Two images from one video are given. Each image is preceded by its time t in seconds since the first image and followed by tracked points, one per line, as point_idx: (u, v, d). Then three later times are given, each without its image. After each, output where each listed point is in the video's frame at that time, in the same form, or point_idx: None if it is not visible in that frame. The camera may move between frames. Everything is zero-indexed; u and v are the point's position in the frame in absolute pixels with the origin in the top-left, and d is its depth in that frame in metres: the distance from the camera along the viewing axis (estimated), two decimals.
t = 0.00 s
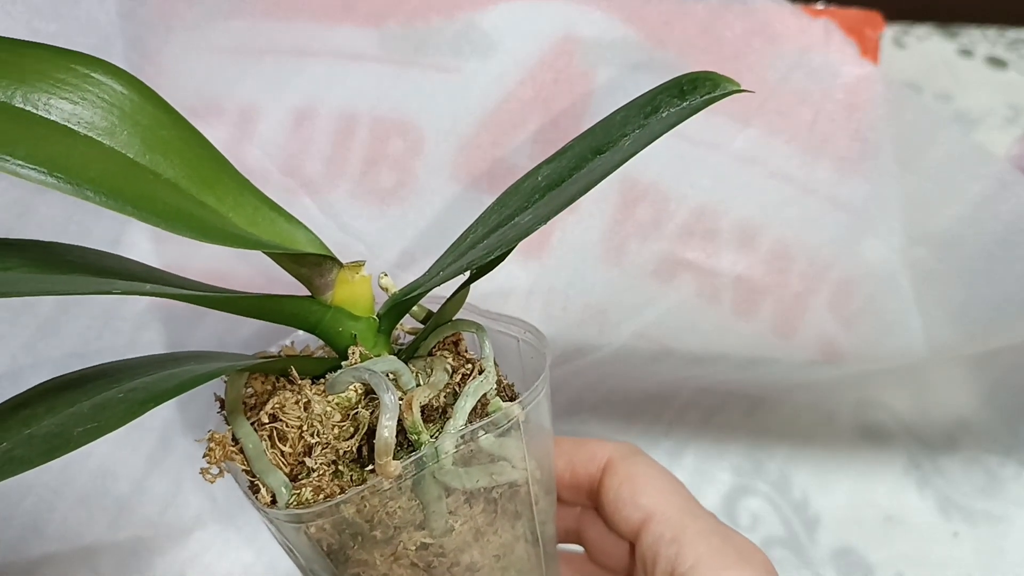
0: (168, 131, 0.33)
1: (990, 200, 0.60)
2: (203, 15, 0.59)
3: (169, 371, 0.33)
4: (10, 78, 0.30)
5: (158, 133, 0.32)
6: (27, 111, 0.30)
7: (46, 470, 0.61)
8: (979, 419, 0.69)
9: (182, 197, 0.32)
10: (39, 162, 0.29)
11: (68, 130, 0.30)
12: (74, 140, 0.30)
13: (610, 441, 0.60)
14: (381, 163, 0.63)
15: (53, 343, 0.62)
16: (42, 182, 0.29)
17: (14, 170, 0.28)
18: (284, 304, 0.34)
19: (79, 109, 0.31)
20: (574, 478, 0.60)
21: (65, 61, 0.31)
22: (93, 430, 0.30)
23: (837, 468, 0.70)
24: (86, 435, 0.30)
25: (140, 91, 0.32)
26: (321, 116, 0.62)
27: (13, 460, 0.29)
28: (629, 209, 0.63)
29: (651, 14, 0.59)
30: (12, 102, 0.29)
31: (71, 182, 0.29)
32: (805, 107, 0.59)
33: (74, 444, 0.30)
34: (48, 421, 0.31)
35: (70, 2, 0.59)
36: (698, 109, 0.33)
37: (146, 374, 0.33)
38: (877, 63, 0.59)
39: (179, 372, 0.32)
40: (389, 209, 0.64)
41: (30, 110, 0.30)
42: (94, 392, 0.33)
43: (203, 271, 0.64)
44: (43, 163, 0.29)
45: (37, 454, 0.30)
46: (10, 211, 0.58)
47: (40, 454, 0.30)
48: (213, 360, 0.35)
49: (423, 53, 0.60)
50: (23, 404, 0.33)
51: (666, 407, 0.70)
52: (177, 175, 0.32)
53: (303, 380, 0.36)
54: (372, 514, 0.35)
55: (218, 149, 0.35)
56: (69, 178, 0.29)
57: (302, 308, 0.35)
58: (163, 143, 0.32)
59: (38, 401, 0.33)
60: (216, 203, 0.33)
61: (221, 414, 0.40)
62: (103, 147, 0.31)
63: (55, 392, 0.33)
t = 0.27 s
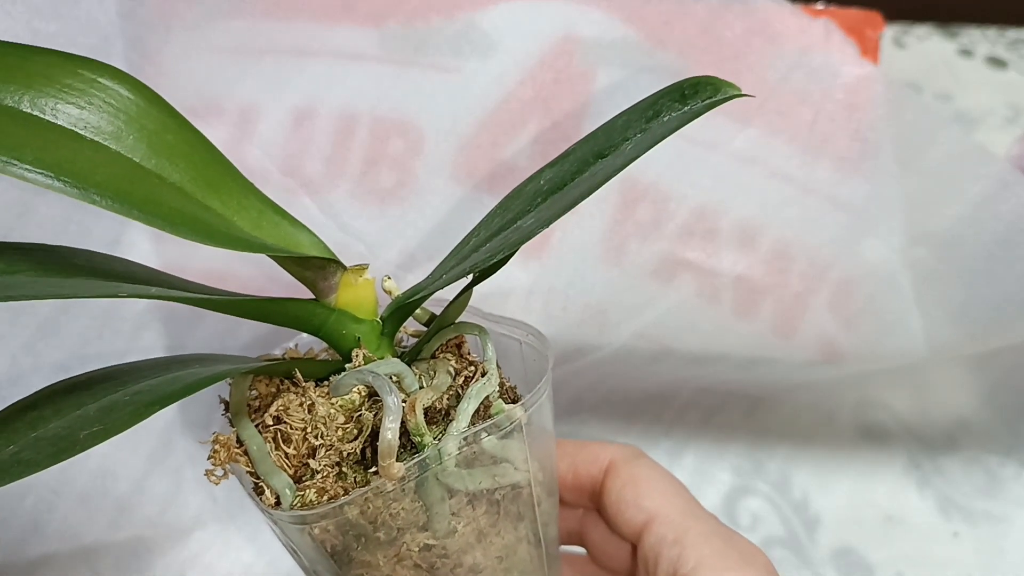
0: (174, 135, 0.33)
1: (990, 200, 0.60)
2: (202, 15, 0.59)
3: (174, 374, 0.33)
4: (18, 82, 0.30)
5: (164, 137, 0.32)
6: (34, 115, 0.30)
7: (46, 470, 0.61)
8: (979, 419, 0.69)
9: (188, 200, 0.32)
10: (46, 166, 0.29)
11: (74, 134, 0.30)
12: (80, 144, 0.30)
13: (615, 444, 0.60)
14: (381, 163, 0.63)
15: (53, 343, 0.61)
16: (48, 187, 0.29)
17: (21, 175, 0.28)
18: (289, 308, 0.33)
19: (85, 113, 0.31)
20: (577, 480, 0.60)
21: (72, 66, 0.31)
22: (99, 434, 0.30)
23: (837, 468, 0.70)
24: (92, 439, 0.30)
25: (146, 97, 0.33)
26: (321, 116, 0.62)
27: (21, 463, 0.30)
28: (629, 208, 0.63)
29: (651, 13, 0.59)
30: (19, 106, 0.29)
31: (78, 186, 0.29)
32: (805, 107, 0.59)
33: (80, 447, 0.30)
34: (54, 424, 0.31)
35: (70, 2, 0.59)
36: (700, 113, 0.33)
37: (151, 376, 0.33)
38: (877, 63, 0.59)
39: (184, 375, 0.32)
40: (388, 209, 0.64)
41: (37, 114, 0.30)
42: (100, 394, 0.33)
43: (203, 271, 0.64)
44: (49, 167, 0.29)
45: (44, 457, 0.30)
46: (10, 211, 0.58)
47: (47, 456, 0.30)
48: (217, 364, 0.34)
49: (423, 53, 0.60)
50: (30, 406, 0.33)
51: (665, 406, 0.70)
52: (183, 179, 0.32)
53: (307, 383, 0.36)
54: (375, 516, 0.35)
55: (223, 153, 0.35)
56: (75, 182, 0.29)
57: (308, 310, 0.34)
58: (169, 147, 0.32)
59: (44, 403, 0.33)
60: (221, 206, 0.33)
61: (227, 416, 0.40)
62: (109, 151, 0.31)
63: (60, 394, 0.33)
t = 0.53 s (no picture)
0: (174, 131, 0.33)
1: (990, 200, 0.60)
2: (203, 15, 0.59)
3: (176, 368, 0.33)
4: (18, 78, 0.30)
5: (164, 132, 0.32)
6: (34, 110, 0.30)
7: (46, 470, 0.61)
8: (979, 419, 0.69)
9: (189, 195, 0.32)
10: (46, 160, 0.29)
11: (75, 128, 0.30)
12: (81, 139, 0.30)
13: (614, 440, 0.60)
14: (381, 163, 0.63)
15: (53, 343, 0.62)
16: (49, 180, 0.28)
17: (22, 169, 0.28)
18: (290, 302, 0.34)
19: (86, 108, 0.31)
20: (578, 476, 0.60)
21: (72, 61, 0.31)
22: (99, 427, 0.30)
23: (837, 468, 0.70)
24: (93, 431, 0.30)
25: (147, 92, 0.33)
26: (321, 116, 0.62)
27: (20, 455, 0.30)
28: (629, 209, 0.63)
29: (651, 14, 0.59)
30: (19, 101, 0.29)
31: (78, 181, 0.29)
32: (805, 107, 0.59)
33: (81, 440, 0.30)
34: (56, 418, 0.31)
35: (70, 2, 0.59)
36: (701, 106, 0.33)
37: (153, 371, 0.33)
38: (877, 63, 0.59)
39: (186, 369, 0.32)
40: (388, 209, 0.64)
41: (37, 109, 0.30)
42: (101, 389, 0.33)
43: (204, 270, 0.64)
44: (50, 161, 0.29)
45: (44, 450, 0.30)
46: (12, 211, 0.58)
47: (48, 450, 0.30)
48: (219, 358, 0.34)
49: (423, 53, 0.60)
50: (32, 402, 0.33)
51: (665, 406, 0.70)
52: (183, 174, 0.32)
53: (308, 377, 0.37)
54: (376, 509, 0.35)
55: (223, 148, 0.35)
56: (76, 176, 0.29)
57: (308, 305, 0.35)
58: (169, 142, 0.32)
59: (46, 398, 0.33)
60: (221, 201, 0.33)
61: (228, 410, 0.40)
62: (109, 146, 0.31)
63: (62, 389, 0.33)
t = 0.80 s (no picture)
0: (182, 142, 0.33)
1: (990, 200, 0.60)
2: (202, 15, 0.60)
3: (183, 379, 0.33)
4: (29, 88, 0.30)
5: (173, 143, 0.32)
6: (45, 121, 0.29)
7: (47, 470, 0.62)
8: (979, 419, 0.69)
9: (197, 206, 0.32)
10: (57, 172, 0.29)
11: (85, 140, 0.30)
12: (91, 150, 0.30)
13: (618, 450, 0.60)
14: (381, 163, 0.63)
15: (54, 343, 0.62)
16: (60, 193, 0.28)
17: (33, 181, 0.28)
18: (297, 313, 0.34)
19: (96, 119, 0.31)
20: (581, 486, 0.60)
21: (81, 72, 0.31)
22: (108, 438, 0.30)
23: (837, 468, 0.70)
24: (102, 442, 0.30)
25: (155, 103, 0.33)
26: (321, 116, 0.62)
27: (31, 466, 0.30)
28: (629, 209, 0.63)
29: (651, 13, 0.59)
30: (30, 112, 0.29)
31: (90, 193, 0.29)
32: (805, 107, 0.59)
33: (90, 451, 0.30)
34: (65, 428, 0.31)
35: (70, 2, 0.59)
36: (707, 122, 0.33)
37: (160, 381, 0.33)
38: (877, 63, 0.59)
39: (193, 380, 0.32)
40: (388, 209, 0.64)
41: (48, 120, 0.29)
42: (109, 398, 0.33)
43: (204, 271, 0.64)
44: (62, 174, 0.29)
45: (54, 460, 0.30)
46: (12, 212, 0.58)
47: (58, 460, 0.30)
48: (226, 368, 0.35)
49: (422, 53, 0.60)
50: (40, 411, 0.33)
51: (665, 407, 0.70)
52: (191, 185, 0.32)
53: (315, 389, 0.37)
54: (381, 521, 0.35)
55: (232, 159, 0.35)
56: (88, 189, 0.29)
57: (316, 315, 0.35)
58: (178, 153, 0.32)
59: (54, 408, 0.33)
60: (229, 212, 0.33)
61: (233, 422, 0.39)
62: (120, 157, 0.31)
63: (70, 398, 0.33)
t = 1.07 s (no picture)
0: (184, 136, 0.33)
1: (990, 200, 0.60)
2: (203, 15, 0.60)
3: (183, 378, 0.33)
4: (29, 81, 0.30)
5: (174, 138, 0.32)
6: (45, 114, 0.29)
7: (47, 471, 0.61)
8: (980, 419, 0.68)
9: (198, 202, 0.32)
10: (56, 167, 0.29)
11: (85, 134, 0.30)
12: (91, 145, 0.30)
13: (623, 451, 0.60)
14: (381, 163, 0.63)
15: (54, 343, 0.61)
16: (58, 187, 0.29)
17: (32, 175, 0.28)
18: (298, 313, 0.34)
19: (96, 113, 0.31)
20: (585, 485, 0.59)
21: (82, 65, 0.31)
22: (107, 437, 0.30)
23: (837, 468, 0.70)
24: (101, 442, 0.30)
25: (156, 97, 0.33)
26: (321, 116, 0.62)
27: (28, 467, 0.30)
28: (629, 208, 0.63)
29: (651, 13, 0.59)
30: (30, 105, 0.29)
31: (89, 188, 0.29)
32: (805, 107, 0.59)
33: (88, 451, 0.30)
34: (63, 428, 0.31)
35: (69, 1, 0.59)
36: (716, 120, 0.32)
37: (159, 380, 0.33)
38: (878, 63, 0.59)
39: (193, 379, 0.32)
40: (388, 208, 0.64)
41: (47, 113, 0.29)
42: (108, 398, 0.32)
43: (203, 271, 0.64)
44: (61, 168, 0.29)
45: (53, 461, 0.30)
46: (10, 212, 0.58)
47: (56, 460, 0.30)
48: (227, 367, 0.34)
49: (422, 53, 0.60)
50: (39, 411, 0.33)
51: (665, 407, 0.70)
52: (192, 180, 0.32)
53: (315, 387, 0.36)
54: (384, 521, 0.35)
55: (233, 155, 0.35)
56: (87, 183, 0.29)
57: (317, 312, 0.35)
58: (178, 148, 0.32)
59: (53, 408, 0.33)
60: (230, 208, 0.33)
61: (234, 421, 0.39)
62: (120, 152, 0.31)
63: (70, 398, 0.33)
